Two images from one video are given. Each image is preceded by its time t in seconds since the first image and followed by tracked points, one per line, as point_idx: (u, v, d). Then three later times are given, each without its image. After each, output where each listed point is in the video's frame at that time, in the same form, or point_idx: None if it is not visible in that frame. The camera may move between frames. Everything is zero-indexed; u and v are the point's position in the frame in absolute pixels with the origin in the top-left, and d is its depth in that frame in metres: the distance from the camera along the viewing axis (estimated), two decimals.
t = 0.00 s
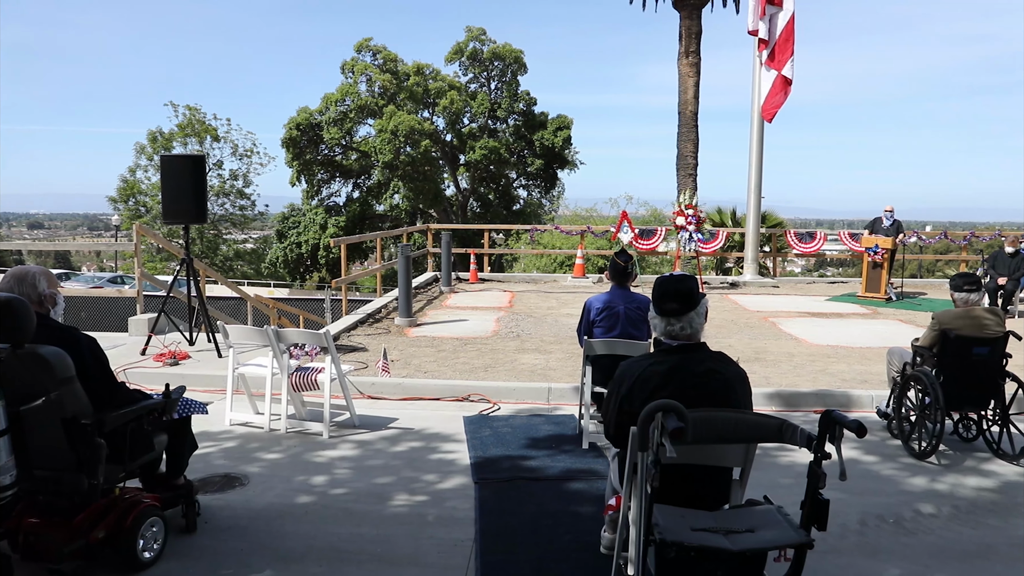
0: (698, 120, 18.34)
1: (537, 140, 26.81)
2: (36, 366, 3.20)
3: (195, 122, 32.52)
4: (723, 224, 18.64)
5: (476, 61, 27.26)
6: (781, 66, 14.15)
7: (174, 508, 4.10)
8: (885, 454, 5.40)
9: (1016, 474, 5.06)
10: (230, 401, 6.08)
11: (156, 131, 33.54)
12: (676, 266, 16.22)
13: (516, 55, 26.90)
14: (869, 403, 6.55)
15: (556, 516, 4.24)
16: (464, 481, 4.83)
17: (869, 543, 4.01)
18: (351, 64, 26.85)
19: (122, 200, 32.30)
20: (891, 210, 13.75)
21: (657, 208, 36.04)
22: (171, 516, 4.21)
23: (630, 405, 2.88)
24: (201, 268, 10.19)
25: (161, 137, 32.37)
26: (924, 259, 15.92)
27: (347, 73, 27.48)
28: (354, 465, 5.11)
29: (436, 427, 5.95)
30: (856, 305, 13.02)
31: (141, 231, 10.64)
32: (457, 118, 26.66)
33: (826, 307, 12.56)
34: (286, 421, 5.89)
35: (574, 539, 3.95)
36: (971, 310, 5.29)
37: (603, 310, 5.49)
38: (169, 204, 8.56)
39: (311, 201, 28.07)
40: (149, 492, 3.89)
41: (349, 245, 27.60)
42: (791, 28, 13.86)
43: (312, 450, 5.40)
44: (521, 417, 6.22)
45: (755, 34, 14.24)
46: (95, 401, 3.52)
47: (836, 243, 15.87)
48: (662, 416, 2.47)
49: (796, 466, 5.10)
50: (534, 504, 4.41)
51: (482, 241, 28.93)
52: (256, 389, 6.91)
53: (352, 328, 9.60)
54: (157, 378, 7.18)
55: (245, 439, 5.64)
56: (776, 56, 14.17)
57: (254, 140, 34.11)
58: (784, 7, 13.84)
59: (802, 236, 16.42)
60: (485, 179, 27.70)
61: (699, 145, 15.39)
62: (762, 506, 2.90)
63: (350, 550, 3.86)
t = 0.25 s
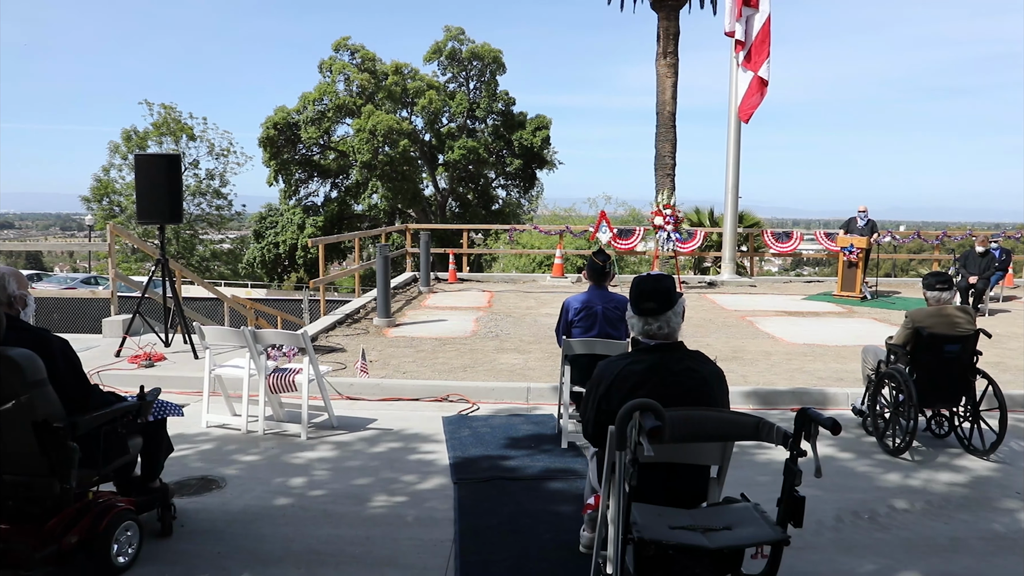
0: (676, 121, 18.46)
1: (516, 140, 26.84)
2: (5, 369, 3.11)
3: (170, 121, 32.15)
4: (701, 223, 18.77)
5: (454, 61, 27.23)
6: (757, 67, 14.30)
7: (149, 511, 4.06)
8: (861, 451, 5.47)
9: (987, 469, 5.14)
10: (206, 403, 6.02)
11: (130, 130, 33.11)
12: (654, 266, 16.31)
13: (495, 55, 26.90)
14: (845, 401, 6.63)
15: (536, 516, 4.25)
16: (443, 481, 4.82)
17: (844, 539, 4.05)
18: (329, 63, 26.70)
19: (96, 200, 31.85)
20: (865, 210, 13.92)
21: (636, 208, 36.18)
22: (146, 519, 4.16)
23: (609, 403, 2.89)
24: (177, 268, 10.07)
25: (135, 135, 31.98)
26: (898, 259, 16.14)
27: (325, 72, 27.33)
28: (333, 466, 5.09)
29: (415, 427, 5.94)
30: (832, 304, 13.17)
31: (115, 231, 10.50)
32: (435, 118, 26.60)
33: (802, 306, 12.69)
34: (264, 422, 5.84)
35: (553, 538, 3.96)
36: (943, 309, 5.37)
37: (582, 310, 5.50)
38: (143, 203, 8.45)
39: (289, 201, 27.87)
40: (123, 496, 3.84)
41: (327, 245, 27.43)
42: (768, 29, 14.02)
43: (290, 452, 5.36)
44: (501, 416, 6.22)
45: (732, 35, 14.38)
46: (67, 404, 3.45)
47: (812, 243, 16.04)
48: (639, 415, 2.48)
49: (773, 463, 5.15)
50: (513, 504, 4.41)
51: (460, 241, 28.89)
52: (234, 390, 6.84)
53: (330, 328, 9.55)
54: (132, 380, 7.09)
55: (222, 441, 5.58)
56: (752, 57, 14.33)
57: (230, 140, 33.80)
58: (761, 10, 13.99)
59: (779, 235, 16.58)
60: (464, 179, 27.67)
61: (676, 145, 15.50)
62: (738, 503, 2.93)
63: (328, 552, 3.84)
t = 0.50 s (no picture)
0: (662, 121, 18.52)
1: (502, 140, 26.84)
2: None
3: (154, 120, 31.89)
4: (687, 223, 18.84)
5: (440, 60, 27.19)
6: (741, 68, 14.36)
7: (132, 514, 4.02)
8: (845, 449, 5.51)
9: (969, 466, 5.20)
10: (191, 404, 5.98)
11: (112, 129, 32.81)
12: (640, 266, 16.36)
13: (481, 55, 26.88)
14: (828, 399, 6.68)
15: (522, 516, 4.25)
16: (430, 481, 4.81)
17: (828, 537, 4.08)
18: (314, 63, 26.59)
19: (78, 199, 31.55)
20: (848, 210, 14.02)
21: (622, 208, 36.27)
22: (129, 522, 4.13)
23: (594, 402, 2.90)
24: (160, 269, 10.00)
25: (118, 134, 31.70)
26: (881, 258, 16.27)
27: (310, 72, 27.20)
28: (318, 467, 5.07)
29: (401, 427, 5.92)
30: (816, 303, 13.27)
31: (98, 231, 10.40)
32: (421, 118, 26.55)
33: (787, 306, 12.77)
34: (249, 423, 5.81)
35: (539, 538, 3.97)
36: (924, 308, 5.42)
37: (567, 310, 5.51)
38: (126, 203, 8.38)
39: (274, 201, 27.72)
40: (106, 498, 3.80)
41: (313, 245, 27.33)
42: (751, 30, 14.12)
43: (275, 453, 5.33)
44: (487, 416, 6.22)
45: (716, 36, 14.46)
46: (48, 406, 3.41)
47: (796, 242, 16.14)
48: (624, 414, 2.49)
49: (758, 462, 5.18)
50: (499, 504, 4.41)
51: (447, 241, 28.85)
52: (218, 391, 6.80)
53: (315, 329, 9.51)
54: (115, 382, 7.03)
55: (206, 443, 5.55)
56: (736, 57, 14.42)
57: (215, 139, 33.59)
58: (745, 10, 14.06)
59: (764, 235, 16.68)
60: (450, 179, 27.64)
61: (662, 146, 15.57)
62: (724, 502, 2.94)
63: (314, 553, 3.82)
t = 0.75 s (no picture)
0: (645, 121, 18.59)
1: (485, 139, 26.83)
2: None
3: (134, 119, 31.58)
4: (670, 223, 18.92)
5: (423, 60, 27.13)
6: (723, 69, 14.43)
7: (112, 517, 3.98)
8: (826, 446, 5.56)
9: (947, 462, 5.26)
10: (172, 406, 5.92)
11: (91, 128, 32.45)
12: (623, 265, 16.42)
13: (464, 54, 26.85)
14: (810, 398, 6.73)
15: (506, 515, 4.25)
16: (413, 482, 4.80)
17: (810, 534, 4.11)
18: (296, 62, 26.44)
19: (56, 199, 31.18)
20: (829, 210, 14.13)
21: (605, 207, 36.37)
22: (108, 526, 4.08)
23: (577, 402, 2.90)
24: (140, 269, 9.90)
25: (97, 133, 31.37)
26: (861, 257, 16.43)
27: (293, 71, 27.05)
28: (301, 468, 5.04)
29: (384, 428, 5.91)
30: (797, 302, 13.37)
31: (77, 231, 10.29)
32: (404, 118, 26.48)
33: (769, 305, 12.86)
34: (231, 424, 5.77)
35: (523, 537, 3.97)
36: (904, 306, 5.46)
37: (550, 310, 5.52)
38: (106, 202, 8.29)
39: (256, 201, 27.54)
40: (84, 502, 3.76)
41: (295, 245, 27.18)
42: (733, 31, 14.21)
43: (258, 455, 5.30)
44: (471, 417, 6.22)
45: (699, 37, 14.53)
46: (26, 407, 3.37)
47: (778, 242, 16.26)
48: (607, 414, 2.50)
49: (740, 460, 5.21)
50: (483, 504, 4.41)
51: (430, 241, 28.79)
52: (200, 393, 6.75)
53: (298, 330, 9.45)
54: (95, 383, 6.95)
55: (188, 444, 5.50)
56: (718, 58, 14.47)
57: (196, 138, 33.33)
58: (727, 11, 14.10)
59: (746, 235, 16.80)
60: (433, 179, 27.59)
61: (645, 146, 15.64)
62: (706, 501, 2.96)
63: (297, 555, 3.80)
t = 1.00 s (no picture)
0: (633, 121, 18.63)
1: (474, 139, 26.82)
2: None
3: (120, 118, 31.37)
4: (658, 223, 18.96)
5: (412, 59, 27.09)
6: (711, 69, 14.49)
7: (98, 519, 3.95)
8: (813, 445, 5.59)
9: (933, 460, 5.30)
10: (159, 407, 5.88)
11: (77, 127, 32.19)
12: (612, 265, 16.45)
13: (453, 54, 26.83)
14: (797, 397, 6.77)
15: (495, 516, 4.25)
16: (402, 482, 4.79)
17: (797, 532, 4.13)
18: (284, 61, 26.34)
19: (41, 199, 30.92)
20: (817, 210, 14.20)
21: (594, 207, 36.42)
22: (94, 528, 4.05)
23: (566, 401, 2.90)
24: (127, 269, 9.83)
25: (83, 132, 31.14)
26: (849, 257, 16.53)
27: (281, 70, 26.94)
28: (290, 469, 5.02)
29: (373, 428, 5.89)
30: (785, 302, 13.44)
31: (62, 231, 10.20)
32: (393, 118, 26.44)
33: (758, 305, 12.91)
34: (219, 425, 5.74)
35: (512, 537, 3.97)
36: (890, 306, 5.50)
37: (539, 310, 5.52)
38: (92, 202, 8.23)
39: (244, 201, 27.42)
40: (70, 504, 3.73)
41: (284, 245, 27.07)
42: (721, 32, 14.26)
43: (245, 456, 5.28)
44: (460, 417, 6.22)
45: (687, 37, 14.58)
46: (10, 410, 3.34)
47: (766, 242, 16.33)
48: (596, 413, 2.50)
49: (729, 459, 5.23)
50: (472, 504, 4.41)
51: (419, 241, 28.75)
52: (187, 394, 6.71)
53: (286, 330, 9.41)
54: (81, 385, 6.90)
55: (175, 446, 5.47)
56: (706, 59, 14.53)
57: (183, 137, 33.14)
58: (714, 12, 14.16)
59: (734, 235, 16.87)
60: (422, 179, 27.56)
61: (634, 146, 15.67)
62: (694, 500, 2.96)
63: (285, 556, 3.79)
